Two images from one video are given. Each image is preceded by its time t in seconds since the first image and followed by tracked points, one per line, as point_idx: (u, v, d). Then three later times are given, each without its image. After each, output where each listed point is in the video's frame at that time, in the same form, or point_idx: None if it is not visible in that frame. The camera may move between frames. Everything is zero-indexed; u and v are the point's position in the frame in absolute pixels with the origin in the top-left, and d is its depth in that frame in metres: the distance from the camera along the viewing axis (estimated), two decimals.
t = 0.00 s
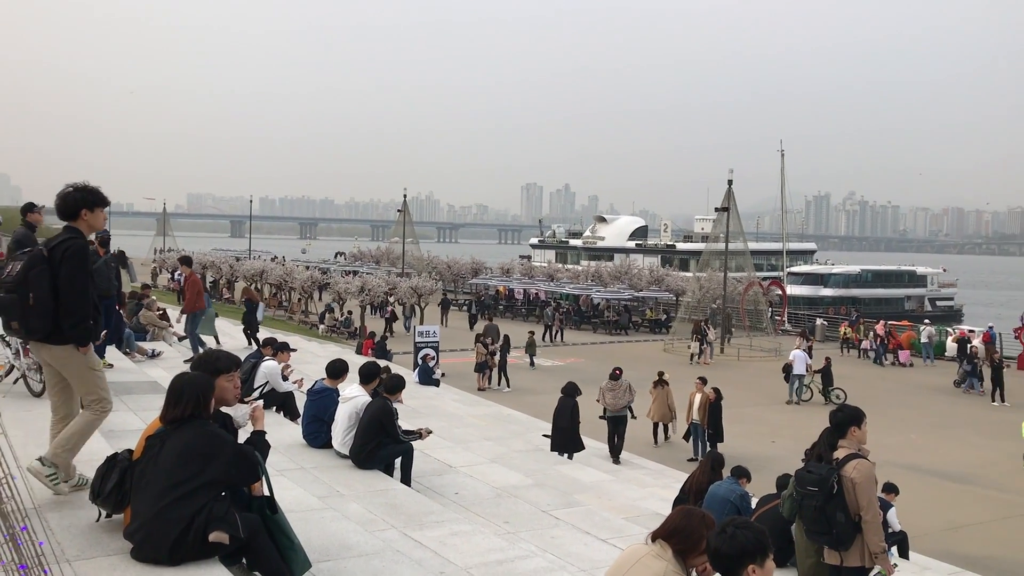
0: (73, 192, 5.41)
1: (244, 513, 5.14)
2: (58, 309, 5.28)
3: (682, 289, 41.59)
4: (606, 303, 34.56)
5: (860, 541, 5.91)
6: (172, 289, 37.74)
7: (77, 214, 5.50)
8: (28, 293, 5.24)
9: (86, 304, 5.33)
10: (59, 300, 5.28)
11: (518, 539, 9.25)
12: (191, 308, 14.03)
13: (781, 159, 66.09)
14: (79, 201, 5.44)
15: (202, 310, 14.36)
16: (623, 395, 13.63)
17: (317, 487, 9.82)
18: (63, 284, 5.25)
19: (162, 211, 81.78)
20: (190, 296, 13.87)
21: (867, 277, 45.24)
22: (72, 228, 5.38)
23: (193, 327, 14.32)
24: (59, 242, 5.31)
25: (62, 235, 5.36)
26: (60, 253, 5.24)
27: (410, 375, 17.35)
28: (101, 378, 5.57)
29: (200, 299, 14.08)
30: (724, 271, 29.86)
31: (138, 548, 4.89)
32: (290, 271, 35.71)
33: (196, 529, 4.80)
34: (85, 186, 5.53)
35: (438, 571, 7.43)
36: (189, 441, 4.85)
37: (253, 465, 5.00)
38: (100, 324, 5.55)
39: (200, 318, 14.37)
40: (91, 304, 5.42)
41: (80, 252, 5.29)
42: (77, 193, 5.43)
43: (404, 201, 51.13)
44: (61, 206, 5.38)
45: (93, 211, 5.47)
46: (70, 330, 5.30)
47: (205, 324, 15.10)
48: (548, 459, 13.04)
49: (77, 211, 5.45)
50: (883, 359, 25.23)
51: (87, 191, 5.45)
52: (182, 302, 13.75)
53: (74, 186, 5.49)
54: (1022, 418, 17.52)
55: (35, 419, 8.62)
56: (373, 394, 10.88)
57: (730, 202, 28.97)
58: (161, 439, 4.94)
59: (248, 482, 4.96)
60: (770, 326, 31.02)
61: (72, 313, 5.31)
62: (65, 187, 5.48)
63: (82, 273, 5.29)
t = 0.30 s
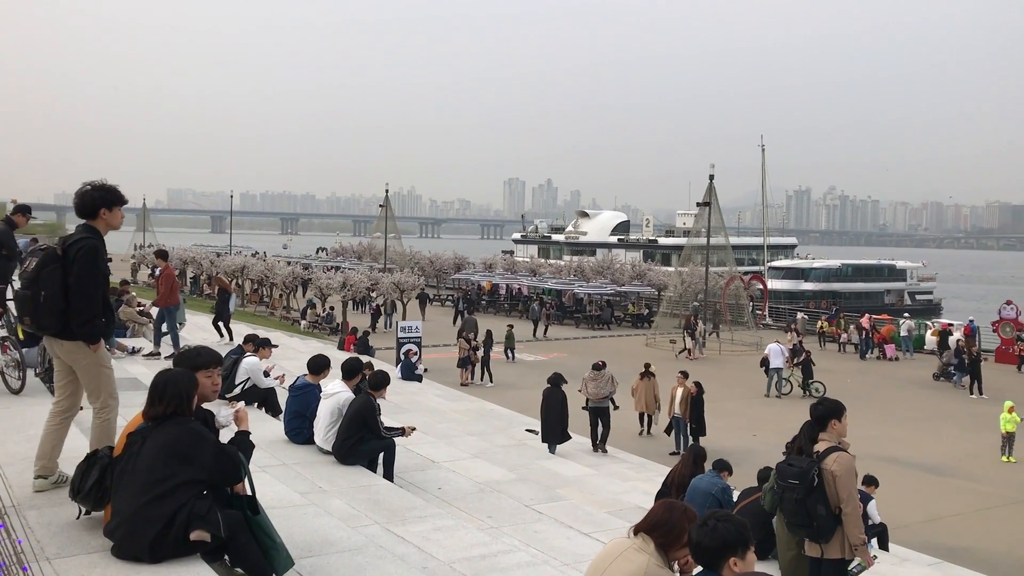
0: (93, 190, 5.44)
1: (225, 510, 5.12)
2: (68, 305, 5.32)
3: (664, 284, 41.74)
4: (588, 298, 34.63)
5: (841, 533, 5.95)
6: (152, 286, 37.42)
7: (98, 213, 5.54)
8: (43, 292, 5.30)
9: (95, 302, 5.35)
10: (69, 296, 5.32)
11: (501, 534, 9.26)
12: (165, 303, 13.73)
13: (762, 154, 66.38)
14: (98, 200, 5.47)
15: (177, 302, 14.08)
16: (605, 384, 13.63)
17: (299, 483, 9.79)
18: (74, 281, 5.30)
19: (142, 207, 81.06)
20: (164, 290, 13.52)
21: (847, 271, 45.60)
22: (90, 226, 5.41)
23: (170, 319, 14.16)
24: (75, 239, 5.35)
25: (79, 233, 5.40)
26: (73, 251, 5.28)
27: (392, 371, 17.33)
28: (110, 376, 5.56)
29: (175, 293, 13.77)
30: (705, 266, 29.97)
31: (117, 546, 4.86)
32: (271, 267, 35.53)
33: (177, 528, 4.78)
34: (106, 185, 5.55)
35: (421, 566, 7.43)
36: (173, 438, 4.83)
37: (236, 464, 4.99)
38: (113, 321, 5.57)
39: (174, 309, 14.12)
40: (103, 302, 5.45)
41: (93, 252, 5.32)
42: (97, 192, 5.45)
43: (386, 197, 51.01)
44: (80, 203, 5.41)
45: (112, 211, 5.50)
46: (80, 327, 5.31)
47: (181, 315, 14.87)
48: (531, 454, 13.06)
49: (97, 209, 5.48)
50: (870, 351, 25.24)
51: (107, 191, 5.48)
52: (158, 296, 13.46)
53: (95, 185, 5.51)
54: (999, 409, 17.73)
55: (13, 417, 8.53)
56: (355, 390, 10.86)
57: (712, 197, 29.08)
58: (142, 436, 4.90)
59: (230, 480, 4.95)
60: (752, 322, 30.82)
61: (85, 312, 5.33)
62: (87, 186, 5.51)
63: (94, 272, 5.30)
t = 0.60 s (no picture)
0: (107, 192, 5.42)
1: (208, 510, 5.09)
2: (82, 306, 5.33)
3: (646, 279, 41.85)
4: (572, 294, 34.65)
5: (823, 527, 5.99)
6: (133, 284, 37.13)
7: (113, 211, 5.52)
8: (58, 292, 5.31)
9: (108, 303, 5.36)
10: (83, 297, 5.33)
11: (485, 530, 9.26)
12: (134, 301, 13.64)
13: (744, 149, 66.63)
14: (114, 201, 5.46)
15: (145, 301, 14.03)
16: (591, 382, 13.74)
17: (282, 481, 9.76)
18: (88, 282, 5.29)
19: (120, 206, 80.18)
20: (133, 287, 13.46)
21: (828, 265, 45.88)
22: (104, 226, 5.40)
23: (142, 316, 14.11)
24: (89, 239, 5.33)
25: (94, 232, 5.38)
26: (87, 253, 5.27)
27: (375, 368, 17.28)
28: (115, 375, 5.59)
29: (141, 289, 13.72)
30: (687, 262, 30.03)
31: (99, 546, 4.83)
32: (253, 264, 35.34)
33: (159, 530, 4.76)
34: (122, 185, 5.54)
35: (405, 563, 7.43)
36: (153, 440, 4.78)
37: (218, 465, 4.95)
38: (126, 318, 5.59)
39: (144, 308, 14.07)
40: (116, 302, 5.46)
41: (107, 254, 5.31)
42: (112, 193, 5.44)
43: (368, 193, 50.83)
44: (96, 204, 5.40)
45: (127, 211, 5.50)
46: (94, 327, 5.33)
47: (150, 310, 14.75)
48: (514, 450, 13.06)
49: (112, 208, 5.47)
50: (855, 349, 25.43)
51: (122, 191, 5.46)
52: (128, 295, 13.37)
53: (109, 184, 5.51)
54: (978, 402, 17.91)
55: None
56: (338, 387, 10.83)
57: (694, 192, 29.14)
58: (123, 436, 4.86)
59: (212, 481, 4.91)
60: (735, 317, 30.85)
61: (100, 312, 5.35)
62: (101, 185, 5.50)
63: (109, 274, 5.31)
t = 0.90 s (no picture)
0: (117, 209, 5.38)
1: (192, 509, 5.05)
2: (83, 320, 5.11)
3: (632, 276, 41.91)
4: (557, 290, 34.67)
5: (808, 522, 6.04)
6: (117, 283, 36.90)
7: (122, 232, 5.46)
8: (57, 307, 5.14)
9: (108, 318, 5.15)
10: (85, 313, 5.12)
11: (472, 528, 9.26)
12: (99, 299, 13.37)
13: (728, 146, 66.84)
14: (124, 219, 5.40)
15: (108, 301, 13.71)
16: (584, 382, 13.73)
17: (268, 481, 9.72)
18: (88, 298, 5.09)
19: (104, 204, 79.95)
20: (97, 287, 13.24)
21: (812, 261, 46.13)
22: (113, 243, 5.32)
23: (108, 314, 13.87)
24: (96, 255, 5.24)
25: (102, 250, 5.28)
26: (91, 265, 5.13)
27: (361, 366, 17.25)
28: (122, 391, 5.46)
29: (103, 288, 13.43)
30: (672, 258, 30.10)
31: (83, 548, 4.78)
32: (238, 263, 35.19)
33: (144, 531, 4.72)
34: (132, 203, 5.48)
35: (392, 562, 7.43)
36: (137, 441, 4.74)
37: (202, 464, 4.92)
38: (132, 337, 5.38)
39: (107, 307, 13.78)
40: (120, 318, 5.25)
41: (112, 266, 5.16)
42: (121, 210, 5.39)
43: (353, 191, 50.68)
44: (106, 220, 5.34)
45: (136, 228, 5.41)
46: (94, 341, 5.14)
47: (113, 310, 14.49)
48: (501, 448, 13.06)
49: (121, 226, 5.41)
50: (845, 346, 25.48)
51: (131, 209, 5.42)
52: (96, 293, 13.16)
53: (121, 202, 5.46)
54: (961, 396, 18.06)
55: None
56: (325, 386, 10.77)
57: (678, 189, 29.20)
58: (106, 438, 4.81)
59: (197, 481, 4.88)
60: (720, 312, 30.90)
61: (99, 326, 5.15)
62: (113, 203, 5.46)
63: (109, 287, 5.13)
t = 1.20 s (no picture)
0: (126, 246, 5.81)
1: (179, 509, 5.03)
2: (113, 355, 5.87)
3: (619, 273, 41.97)
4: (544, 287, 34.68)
5: (796, 517, 6.05)
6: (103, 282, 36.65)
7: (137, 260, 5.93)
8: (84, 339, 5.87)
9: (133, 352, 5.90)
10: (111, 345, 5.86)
11: (460, 525, 9.26)
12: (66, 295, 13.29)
13: (714, 142, 67.03)
14: (133, 254, 5.85)
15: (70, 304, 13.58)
16: (577, 386, 13.75)
17: (255, 480, 9.69)
18: (113, 334, 5.82)
19: (88, 202, 79.28)
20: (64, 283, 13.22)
21: (798, 257, 46.29)
22: (127, 279, 5.84)
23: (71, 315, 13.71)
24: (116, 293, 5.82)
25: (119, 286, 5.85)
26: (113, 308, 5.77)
27: (348, 364, 17.21)
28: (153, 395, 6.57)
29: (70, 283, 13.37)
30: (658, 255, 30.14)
31: (68, 548, 4.76)
32: (224, 261, 34.97)
33: (130, 531, 4.70)
34: (140, 237, 5.87)
35: (380, 561, 7.41)
36: (121, 442, 4.70)
37: (187, 464, 4.89)
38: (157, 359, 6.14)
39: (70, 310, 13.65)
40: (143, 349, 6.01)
41: (130, 309, 5.80)
42: (130, 246, 5.82)
43: (339, 188, 50.52)
44: (116, 259, 5.81)
45: (147, 261, 5.89)
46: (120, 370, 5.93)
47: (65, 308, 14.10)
48: (488, 445, 13.06)
49: (134, 259, 5.87)
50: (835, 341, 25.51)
51: (139, 244, 5.83)
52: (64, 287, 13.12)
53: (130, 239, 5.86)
54: (946, 390, 18.18)
55: None
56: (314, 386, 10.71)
57: (665, 185, 29.23)
58: (91, 438, 4.77)
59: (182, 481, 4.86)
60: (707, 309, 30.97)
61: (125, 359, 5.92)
62: (123, 239, 5.86)
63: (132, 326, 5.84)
